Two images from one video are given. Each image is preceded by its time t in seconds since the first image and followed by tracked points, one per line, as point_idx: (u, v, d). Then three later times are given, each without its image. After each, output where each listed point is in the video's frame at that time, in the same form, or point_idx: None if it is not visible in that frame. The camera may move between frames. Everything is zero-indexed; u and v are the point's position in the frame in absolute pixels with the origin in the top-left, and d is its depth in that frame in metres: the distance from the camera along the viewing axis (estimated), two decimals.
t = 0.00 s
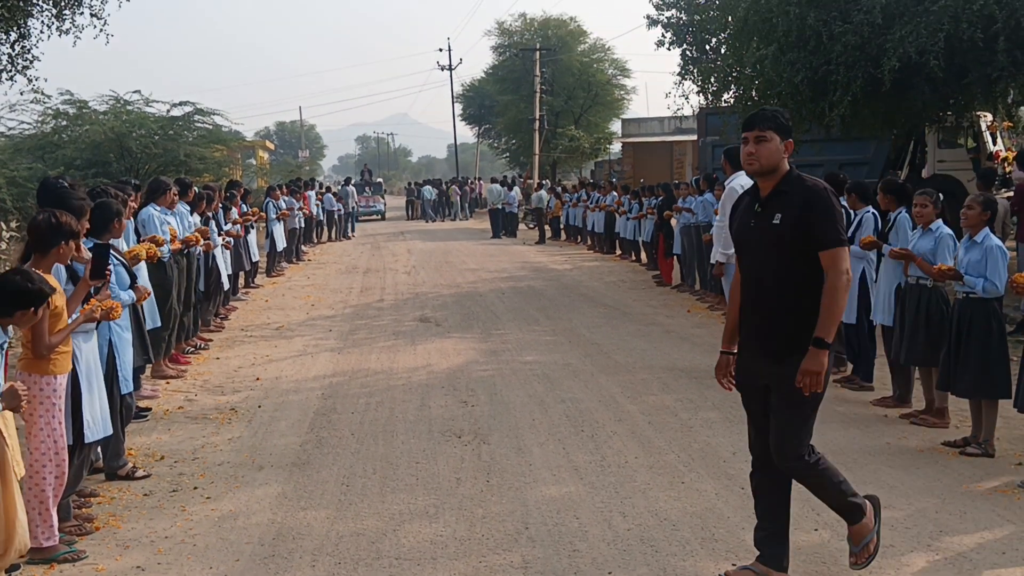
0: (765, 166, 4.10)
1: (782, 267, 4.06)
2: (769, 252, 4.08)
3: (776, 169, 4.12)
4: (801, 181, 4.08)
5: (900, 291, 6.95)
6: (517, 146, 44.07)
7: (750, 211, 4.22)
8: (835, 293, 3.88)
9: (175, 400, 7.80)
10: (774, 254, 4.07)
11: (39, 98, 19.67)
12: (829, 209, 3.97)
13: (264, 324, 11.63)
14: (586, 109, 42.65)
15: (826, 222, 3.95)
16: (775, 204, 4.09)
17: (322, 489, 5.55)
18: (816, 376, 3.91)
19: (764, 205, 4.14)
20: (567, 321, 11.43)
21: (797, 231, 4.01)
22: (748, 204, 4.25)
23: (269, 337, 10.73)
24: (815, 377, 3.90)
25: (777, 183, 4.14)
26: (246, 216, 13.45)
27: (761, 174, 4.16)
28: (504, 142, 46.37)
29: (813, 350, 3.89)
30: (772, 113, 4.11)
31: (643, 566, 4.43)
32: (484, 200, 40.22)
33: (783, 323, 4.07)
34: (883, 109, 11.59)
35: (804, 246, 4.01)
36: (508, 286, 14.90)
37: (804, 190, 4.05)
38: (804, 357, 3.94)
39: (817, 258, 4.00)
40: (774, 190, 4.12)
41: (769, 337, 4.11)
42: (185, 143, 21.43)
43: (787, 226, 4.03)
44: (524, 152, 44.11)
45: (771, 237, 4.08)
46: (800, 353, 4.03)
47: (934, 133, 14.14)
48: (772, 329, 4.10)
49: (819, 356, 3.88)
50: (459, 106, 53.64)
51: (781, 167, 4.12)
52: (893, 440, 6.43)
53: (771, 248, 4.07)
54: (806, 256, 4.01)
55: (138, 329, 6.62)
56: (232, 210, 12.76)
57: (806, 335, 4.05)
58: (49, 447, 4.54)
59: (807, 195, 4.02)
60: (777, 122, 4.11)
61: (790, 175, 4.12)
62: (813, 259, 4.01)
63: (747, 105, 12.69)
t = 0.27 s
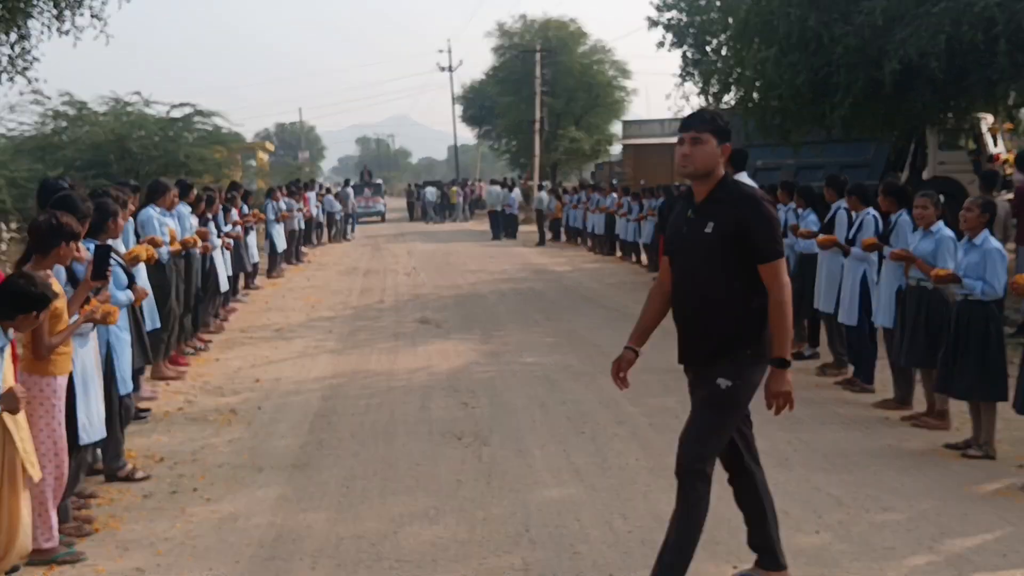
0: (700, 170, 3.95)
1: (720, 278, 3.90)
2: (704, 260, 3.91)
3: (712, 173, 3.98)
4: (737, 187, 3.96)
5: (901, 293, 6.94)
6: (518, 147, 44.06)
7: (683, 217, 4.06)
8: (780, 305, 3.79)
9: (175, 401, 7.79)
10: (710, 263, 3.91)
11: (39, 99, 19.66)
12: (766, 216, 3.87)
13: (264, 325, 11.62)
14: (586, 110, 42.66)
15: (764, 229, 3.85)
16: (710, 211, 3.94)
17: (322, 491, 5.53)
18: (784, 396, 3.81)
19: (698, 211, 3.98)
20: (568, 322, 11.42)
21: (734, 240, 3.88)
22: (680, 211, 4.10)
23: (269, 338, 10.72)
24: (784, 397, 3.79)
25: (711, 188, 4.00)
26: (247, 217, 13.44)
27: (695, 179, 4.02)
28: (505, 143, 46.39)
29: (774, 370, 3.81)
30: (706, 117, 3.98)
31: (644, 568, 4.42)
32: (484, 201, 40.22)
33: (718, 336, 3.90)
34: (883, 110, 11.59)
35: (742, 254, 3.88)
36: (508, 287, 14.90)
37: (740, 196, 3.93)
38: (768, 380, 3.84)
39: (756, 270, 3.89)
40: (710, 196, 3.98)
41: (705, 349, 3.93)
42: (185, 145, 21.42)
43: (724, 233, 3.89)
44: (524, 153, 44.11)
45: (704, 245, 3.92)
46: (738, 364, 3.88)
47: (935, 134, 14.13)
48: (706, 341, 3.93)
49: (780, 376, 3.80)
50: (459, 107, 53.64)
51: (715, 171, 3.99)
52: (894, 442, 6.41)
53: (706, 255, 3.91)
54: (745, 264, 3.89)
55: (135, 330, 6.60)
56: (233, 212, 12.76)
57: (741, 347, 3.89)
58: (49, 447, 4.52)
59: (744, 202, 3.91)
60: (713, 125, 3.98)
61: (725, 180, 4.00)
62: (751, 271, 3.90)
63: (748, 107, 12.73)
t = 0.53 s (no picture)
0: (634, 170, 3.89)
1: (649, 284, 3.87)
2: (634, 265, 3.89)
3: (647, 175, 3.92)
4: (672, 191, 3.91)
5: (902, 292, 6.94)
6: (518, 147, 44.06)
7: (614, 218, 4.00)
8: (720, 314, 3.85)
9: (176, 401, 7.79)
10: (640, 268, 3.88)
11: (40, 99, 19.66)
12: (698, 224, 3.83)
13: (264, 325, 11.62)
14: (586, 110, 42.67)
15: (697, 237, 3.81)
16: (641, 215, 3.89)
17: (322, 491, 5.54)
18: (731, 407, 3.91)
19: (629, 213, 3.93)
20: (568, 322, 11.42)
21: (665, 246, 3.84)
22: (612, 210, 4.03)
23: (269, 338, 10.73)
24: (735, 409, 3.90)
25: (645, 190, 3.95)
26: (247, 217, 13.45)
27: (630, 179, 3.96)
28: (505, 143, 46.41)
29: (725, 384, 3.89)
30: (645, 115, 3.91)
31: (644, 568, 4.43)
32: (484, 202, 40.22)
33: (641, 344, 3.90)
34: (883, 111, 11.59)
35: (673, 262, 3.84)
36: (508, 287, 14.90)
37: (675, 201, 3.88)
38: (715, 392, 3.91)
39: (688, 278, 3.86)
40: (642, 199, 3.92)
41: (630, 356, 3.93)
42: (185, 144, 21.41)
43: (655, 239, 3.85)
44: (524, 153, 44.13)
45: (634, 250, 3.88)
46: (663, 372, 3.88)
47: (935, 135, 14.14)
48: (633, 347, 3.92)
49: (729, 388, 3.89)
50: (459, 107, 53.66)
51: (650, 173, 3.93)
52: (894, 442, 6.42)
53: (636, 261, 3.88)
54: (676, 271, 3.85)
55: (135, 330, 6.61)
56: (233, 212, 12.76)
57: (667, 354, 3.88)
58: (49, 447, 4.51)
59: (677, 207, 3.86)
60: (652, 124, 3.90)
61: (659, 182, 3.94)
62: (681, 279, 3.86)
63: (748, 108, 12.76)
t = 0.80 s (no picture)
0: (545, 161, 3.67)
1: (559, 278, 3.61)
2: (549, 260, 3.62)
3: (561, 165, 3.70)
4: (586, 181, 3.67)
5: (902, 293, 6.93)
6: (518, 147, 44.06)
7: (532, 212, 3.77)
8: (618, 309, 3.50)
9: (176, 401, 7.79)
10: (555, 262, 3.61)
11: (40, 99, 19.66)
12: (612, 214, 3.57)
13: (265, 325, 11.61)
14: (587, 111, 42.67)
15: (611, 227, 3.56)
16: (555, 206, 3.65)
17: (323, 491, 5.53)
18: (590, 404, 3.54)
19: (545, 205, 3.70)
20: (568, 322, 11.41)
21: (575, 237, 3.59)
22: (530, 205, 3.81)
23: (269, 338, 10.72)
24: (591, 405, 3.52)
25: (560, 181, 3.72)
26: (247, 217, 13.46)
27: (543, 171, 3.73)
28: (505, 144, 46.42)
29: (593, 375, 3.51)
30: (558, 102, 3.70)
31: (645, 569, 4.42)
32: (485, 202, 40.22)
33: (557, 336, 3.62)
34: (883, 111, 11.59)
35: (584, 252, 3.58)
36: (508, 287, 14.90)
37: (589, 190, 3.64)
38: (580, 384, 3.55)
39: (599, 270, 3.59)
40: (557, 190, 3.69)
41: (539, 353, 3.66)
42: (186, 145, 21.41)
43: (569, 231, 3.59)
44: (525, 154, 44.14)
45: (545, 242, 3.63)
46: (576, 374, 3.63)
47: (935, 135, 14.12)
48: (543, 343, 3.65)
49: (597, 382, 3.51)
50: (459, 108, 53.66)
51: (564, 163, 3.70)
52: (895, 443, 6.42)
53: (548, 254, 3.62)
54: (589, 263, 3.59)
55: (134, 330, 6.61)
56: (233, 212, 12.76)
57: (585, 354, 3.63)
58: (49, 447, 4.51)
59: (591, 196, 3.61)
60: (563, 112, 3.69)
61: (574, 173, 3.72)
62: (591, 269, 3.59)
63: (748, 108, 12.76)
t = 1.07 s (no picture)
0: (443, 170, 3.59)
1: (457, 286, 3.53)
2: (446, 270, 3.54)
3: (460, 173, 3.62)
4: (485, 188, 3.59)
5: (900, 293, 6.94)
6: (517, 148, 44.08)
7: (432, 219, 3.69)
8: (515, 318, 3.41)
9: (176, 402, 7.80)
10: (451, 271, 3.53)
11: (40, 101, 19.70)
12: (508, 219, 3.49)
13: (265, 326, 11.63)
14: (587, 111, 42.72)
15: (507, 234, 3.47)
16: (453, 213, 3.57)
17: (323, 492, 5.54)
18: (495, 419, 3.46)
19: (444, 212, 3.62)
20: (568, 323, 11.44)
21: (471, 245, 3.51)
22: (431, 212, 3.72)
23: (270, 339, 10.74)
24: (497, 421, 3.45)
25: (459, 188, 3.63)
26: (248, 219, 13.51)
27: (443, 179, 3.65)
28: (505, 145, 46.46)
29: (494, 389, 3.44)
30: (456, 109, 3.61)
31: (644, 569, 4.43)
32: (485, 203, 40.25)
33: (460, 348, 3.54)
34: (882, 112, 11.61)
35: (479, 260, 3.50)
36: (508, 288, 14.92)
37: (486, 196, 3.55)
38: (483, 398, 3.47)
39: (496, 277, 3.51)
40: (457, 197, 3.61)
41: (441, 366, 3.58)
42: (186, 146, 21.44)
43: (464, 239, 3.52)
44: (524, 154, 44.21)
45: (444, 250, 3.55)
46: (479, 386, 3.55)
47: (934, 135, 14.13)
48: (445, 355, 3.57)
49: (500, 396, 3.43)
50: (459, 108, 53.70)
51: (463, 170, 3.61)
52: (893, 442, 6.43)
53: (445, 264, 3.54)
54: (486, 272, 3.51)
55: (133, 331, 6.62)
56: (233, 213, 12.79)
57: (486, 366, 3.55)
58: (50, 447, 4.52)
59: (486, 203, 3.52)
60: (463, 118, 3.61)
61: (473, 178, 3.63)
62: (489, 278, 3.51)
63: (747, 108, 12.78)
